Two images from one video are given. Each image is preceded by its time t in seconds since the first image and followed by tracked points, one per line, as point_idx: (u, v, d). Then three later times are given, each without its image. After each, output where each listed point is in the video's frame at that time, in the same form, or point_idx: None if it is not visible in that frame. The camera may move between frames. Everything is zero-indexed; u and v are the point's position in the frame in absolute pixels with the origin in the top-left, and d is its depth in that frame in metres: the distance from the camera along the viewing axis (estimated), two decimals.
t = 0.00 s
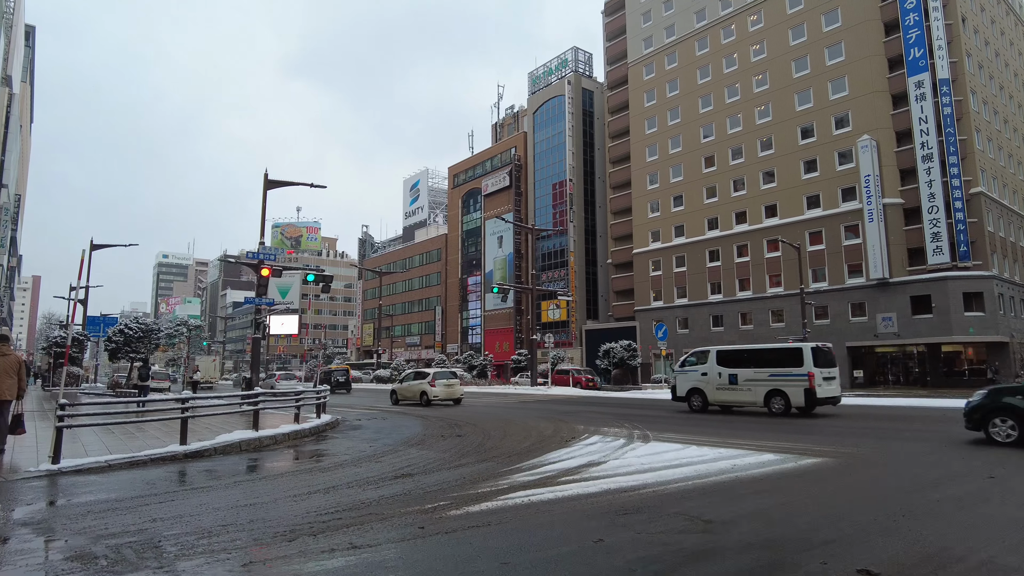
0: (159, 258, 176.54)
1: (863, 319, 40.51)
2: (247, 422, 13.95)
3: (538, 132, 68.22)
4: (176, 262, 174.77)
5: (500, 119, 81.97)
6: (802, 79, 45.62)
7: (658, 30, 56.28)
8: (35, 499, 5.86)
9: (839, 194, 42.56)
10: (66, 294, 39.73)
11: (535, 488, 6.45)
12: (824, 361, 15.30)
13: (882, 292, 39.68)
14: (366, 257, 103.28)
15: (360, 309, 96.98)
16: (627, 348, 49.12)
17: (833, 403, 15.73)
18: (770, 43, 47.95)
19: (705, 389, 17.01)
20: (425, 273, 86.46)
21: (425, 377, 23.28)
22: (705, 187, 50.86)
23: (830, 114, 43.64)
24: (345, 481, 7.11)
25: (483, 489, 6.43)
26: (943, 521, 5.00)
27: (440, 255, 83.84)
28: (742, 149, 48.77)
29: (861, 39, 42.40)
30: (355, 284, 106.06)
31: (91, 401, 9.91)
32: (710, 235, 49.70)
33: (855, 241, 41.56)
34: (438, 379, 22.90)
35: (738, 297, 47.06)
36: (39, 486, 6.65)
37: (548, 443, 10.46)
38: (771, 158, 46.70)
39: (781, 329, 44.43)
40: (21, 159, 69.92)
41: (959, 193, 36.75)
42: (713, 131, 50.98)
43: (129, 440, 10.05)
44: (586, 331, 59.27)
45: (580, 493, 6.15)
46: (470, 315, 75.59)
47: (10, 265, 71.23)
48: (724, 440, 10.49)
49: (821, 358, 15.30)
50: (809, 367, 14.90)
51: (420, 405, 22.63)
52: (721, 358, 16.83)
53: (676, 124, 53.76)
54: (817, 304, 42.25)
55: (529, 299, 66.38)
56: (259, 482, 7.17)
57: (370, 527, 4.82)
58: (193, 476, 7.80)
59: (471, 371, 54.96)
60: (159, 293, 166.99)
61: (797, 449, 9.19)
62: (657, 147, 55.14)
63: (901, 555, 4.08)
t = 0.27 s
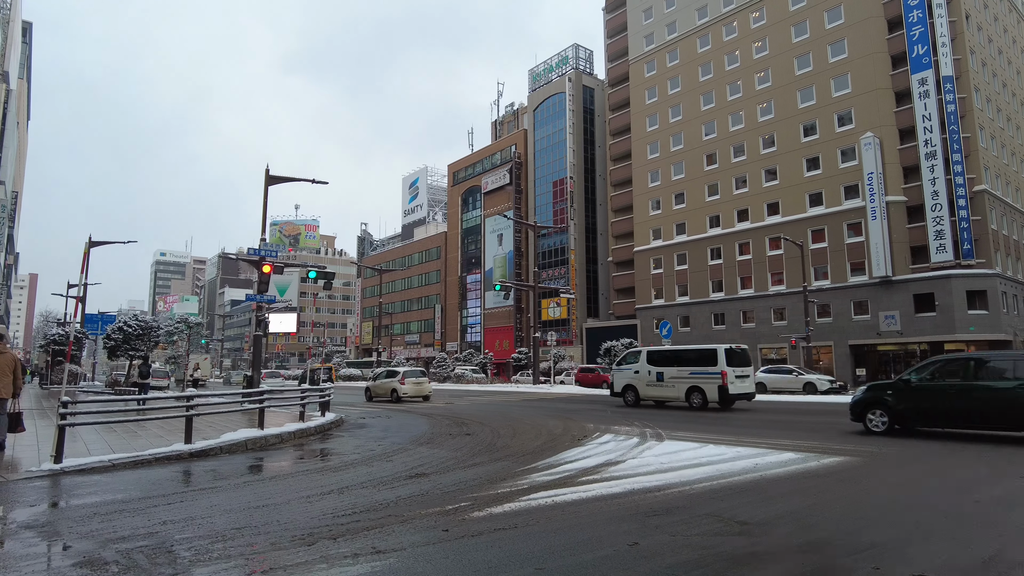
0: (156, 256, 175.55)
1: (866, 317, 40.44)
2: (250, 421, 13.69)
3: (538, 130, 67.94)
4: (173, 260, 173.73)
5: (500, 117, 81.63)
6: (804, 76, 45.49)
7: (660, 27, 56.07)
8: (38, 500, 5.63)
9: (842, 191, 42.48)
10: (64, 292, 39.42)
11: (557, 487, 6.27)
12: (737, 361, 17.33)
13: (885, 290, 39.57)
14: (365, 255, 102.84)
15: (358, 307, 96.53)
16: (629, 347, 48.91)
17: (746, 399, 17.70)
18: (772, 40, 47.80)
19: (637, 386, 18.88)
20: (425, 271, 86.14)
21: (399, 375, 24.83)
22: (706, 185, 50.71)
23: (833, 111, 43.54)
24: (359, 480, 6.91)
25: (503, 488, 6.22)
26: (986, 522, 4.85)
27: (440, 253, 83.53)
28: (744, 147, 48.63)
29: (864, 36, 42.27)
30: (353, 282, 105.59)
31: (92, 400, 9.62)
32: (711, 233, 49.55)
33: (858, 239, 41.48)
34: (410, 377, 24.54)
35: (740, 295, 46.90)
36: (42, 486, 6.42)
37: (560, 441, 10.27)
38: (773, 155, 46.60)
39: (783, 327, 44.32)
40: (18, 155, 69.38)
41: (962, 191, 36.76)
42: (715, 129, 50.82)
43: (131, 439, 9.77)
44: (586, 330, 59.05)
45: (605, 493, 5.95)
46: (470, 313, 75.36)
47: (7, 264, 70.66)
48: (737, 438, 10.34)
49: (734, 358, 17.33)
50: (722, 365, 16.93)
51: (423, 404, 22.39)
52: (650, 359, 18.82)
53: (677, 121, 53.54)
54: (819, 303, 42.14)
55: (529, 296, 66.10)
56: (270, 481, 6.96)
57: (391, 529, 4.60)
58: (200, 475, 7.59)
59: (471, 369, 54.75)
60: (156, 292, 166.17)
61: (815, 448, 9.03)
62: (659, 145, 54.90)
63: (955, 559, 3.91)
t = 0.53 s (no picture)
0: (153, 255, 174.66)
1: (867, 317, 40.36)
2: (252, 422, 13.42)
3: (538, 129, 67.71)
4: (171, 259, 172.83)
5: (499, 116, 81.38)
6: (806, 75, 45.39)
7: (660, 26, 55.91)
8: (39, 509, 5.39)
9: (844, 191, 42.40)
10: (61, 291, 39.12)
11: (579, 494, 6.07)
12: (663, 363, 19.69)
13: (887, 290, 39.49)
14: (363, 254, 102.46)
15: (357, 306, 96.15)
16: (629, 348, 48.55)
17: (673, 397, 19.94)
18: (773, 39, 47.68)
19: (579, 384, 21.35)
20: (424, 271, 85.85)
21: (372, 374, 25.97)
22: (707, 184, 50.58)
23: (835, 111, 43.44)
24: (373, 486, 6.70)
25: (523, 495, 6.02)
26: None
27: (439, 252, 83.25)
28: (745, 146, 48.51)
29: (866, 35, 42.18)
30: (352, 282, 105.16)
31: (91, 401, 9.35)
32: (712, 232, 49.40)
33: (860, 239, 41.38)
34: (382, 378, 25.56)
35: (741, 295, 46.78)
36: (42, 494, 6.18)
37: (572, 443, 10.05)
38: (774, 155, 46.50)
39: (784, 327, 44.21)
40: (13, 153, 68.81)
41: (965, 190, 36.78)
42: (716, 128, 50.68)
43: (133, 442, 9.51)
44: (586, 329, 58.84)
45: (630, 501, 5.75)
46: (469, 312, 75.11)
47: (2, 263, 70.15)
48: (753, 442, 10.15)
49: (659, 360, 19.70)
50: (647, 365, 19.29)
51: (425, 405, 22.16)
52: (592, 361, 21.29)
53: (678, 121, 53.38)
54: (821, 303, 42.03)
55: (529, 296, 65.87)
56: (281, 486, 6.74)
57: (415, 541, 4.38)
58: (206, 481, 7.35)
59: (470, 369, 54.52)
60: (154, 291, 165.34)
61: (834, 451, 8.86)
62: (659, 144, 54.72)
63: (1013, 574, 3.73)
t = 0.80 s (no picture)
0: (150, 254, 173.86)
1: (869, 316, 40.29)
2: (254, 421, 13.19)
3: (537, 127, 67.47)
4: (168, 258, 171.98)
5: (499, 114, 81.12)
6: (807, 73, 45.27)
7: (661, 24, 55.73)
8: (37, 513, 5.18)
9: (845, 189, 42.29)
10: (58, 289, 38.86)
11: (597, 496, 5.88)
12: (610, 363, 21.95)
13: (889, 288, 39.41)
14: (362, 253, 102.10)
15: (355, 305, 95.78)
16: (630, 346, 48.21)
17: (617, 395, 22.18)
18: (774, 37, 47.54)
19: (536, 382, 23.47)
20: (423, 269, 85.56)
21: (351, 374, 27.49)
22: (707, 182, 50.44)
23: (837, 108, 43.31)
24: (383, 486, 6.50)
25: (540, 497, 5.82)
26: None
27: (438, 251, 82.95)
28: (746, 144, 48.38)
29: (868, 33, 42.05)
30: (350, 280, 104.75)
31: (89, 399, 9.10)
32: (713, 231, 49.24)
33: (861, 237, 41.29)
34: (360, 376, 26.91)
35: (742, 294, 46.66)
36: (41, 496, 5.98)
37: (582, 443, 9.87)
38: (775, 153, 46.37)
39: (785, 326, 44.11)
40: (10, 151, 68.40)
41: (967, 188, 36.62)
42: (716, 126, 50.54)
43: (131, 442, 9.26)
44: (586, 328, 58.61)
45: (652, 501, 5.55)
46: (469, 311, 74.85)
47: None
48: (766, 440, 10.00)
49: (606, 361, 22.04)
50: (595, 365, 21.55)
51: (426, 403, 21.96)
52: (548, 361, 23.48)
53: (678, 119, 53.21)
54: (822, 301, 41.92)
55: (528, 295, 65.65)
56: (287, 487, 6.54)
57: (434, 545, 4.19)
58: (210, 481, 7.15)
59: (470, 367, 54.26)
60: (151, 290, 164.56)
61: (851, 451, 8.70)
62: (659, 142, 54.54)
63: None
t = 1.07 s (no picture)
0: (147, 253, 172.92)
1: (871, 315, 40.18)
2: (256, 423, 12.89)
3: (537, 125, 67.18)
4: (165, 257, 170.95)
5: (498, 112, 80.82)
6: (809, 71, 45.09)
7: (661, 22, 55.50)
8: (34, 525, 4.90)
9: (847, 188, 42.12)
10: (55, 288, 38.50)
11: (622, 504, 5.62)
12: (557, 363, 24.03)
13: (891, 287, 39.29)
14: (361, 252, 101.70)
15: (354, 305, 95.36)
16: (631, 345, 47.76)
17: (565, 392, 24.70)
18: (775, 35, 47.34)
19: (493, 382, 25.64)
20: (422, 269, 85.21)
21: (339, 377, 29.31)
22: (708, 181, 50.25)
23: (839, 107, 43.13)
24: (396, 493, 6.26)
25: (561, 505, 5.57)
26: None
27: (437, 250, 82.63)
28: (747, 143, 48.19)
29: (870, 30, 41.87)
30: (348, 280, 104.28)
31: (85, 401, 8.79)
32: (714, 230, 49.04)
33: (864, 236, 41.12)
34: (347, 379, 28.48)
35: (743, 293, 46.50)
36: (37, 506, 5.71)
37: (594, 446, 9.62)
38: (776, 151, 46.19)
39: (787, 325, 43.96)
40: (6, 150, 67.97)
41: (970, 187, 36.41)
42: (717, 125, 50.33)
43: (130, 445, 8.95)
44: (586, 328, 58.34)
45: (681, 511, 5.31)
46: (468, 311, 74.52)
47: None
48: (783, 443, 9.79)
49: (554, 363, 24.28)
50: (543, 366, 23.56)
51: (428, 404, 21.75)
52: (503, 362, 25.49)
53: (679, 117, 52.99)
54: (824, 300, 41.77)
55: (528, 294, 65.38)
56: (295, 495, 6.28)
57: (459, 560, 3.93)
58: (214, 488, 6.88)
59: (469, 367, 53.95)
60: (148, 289, 163.70)
61: (871, 453, 8.50)
62: (660, 141, 54.30)
63: None
